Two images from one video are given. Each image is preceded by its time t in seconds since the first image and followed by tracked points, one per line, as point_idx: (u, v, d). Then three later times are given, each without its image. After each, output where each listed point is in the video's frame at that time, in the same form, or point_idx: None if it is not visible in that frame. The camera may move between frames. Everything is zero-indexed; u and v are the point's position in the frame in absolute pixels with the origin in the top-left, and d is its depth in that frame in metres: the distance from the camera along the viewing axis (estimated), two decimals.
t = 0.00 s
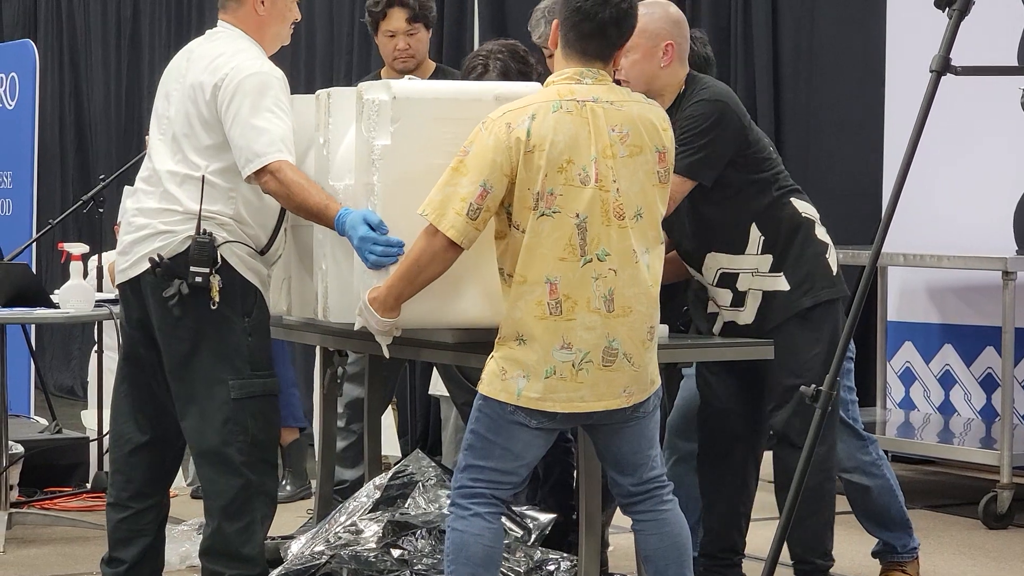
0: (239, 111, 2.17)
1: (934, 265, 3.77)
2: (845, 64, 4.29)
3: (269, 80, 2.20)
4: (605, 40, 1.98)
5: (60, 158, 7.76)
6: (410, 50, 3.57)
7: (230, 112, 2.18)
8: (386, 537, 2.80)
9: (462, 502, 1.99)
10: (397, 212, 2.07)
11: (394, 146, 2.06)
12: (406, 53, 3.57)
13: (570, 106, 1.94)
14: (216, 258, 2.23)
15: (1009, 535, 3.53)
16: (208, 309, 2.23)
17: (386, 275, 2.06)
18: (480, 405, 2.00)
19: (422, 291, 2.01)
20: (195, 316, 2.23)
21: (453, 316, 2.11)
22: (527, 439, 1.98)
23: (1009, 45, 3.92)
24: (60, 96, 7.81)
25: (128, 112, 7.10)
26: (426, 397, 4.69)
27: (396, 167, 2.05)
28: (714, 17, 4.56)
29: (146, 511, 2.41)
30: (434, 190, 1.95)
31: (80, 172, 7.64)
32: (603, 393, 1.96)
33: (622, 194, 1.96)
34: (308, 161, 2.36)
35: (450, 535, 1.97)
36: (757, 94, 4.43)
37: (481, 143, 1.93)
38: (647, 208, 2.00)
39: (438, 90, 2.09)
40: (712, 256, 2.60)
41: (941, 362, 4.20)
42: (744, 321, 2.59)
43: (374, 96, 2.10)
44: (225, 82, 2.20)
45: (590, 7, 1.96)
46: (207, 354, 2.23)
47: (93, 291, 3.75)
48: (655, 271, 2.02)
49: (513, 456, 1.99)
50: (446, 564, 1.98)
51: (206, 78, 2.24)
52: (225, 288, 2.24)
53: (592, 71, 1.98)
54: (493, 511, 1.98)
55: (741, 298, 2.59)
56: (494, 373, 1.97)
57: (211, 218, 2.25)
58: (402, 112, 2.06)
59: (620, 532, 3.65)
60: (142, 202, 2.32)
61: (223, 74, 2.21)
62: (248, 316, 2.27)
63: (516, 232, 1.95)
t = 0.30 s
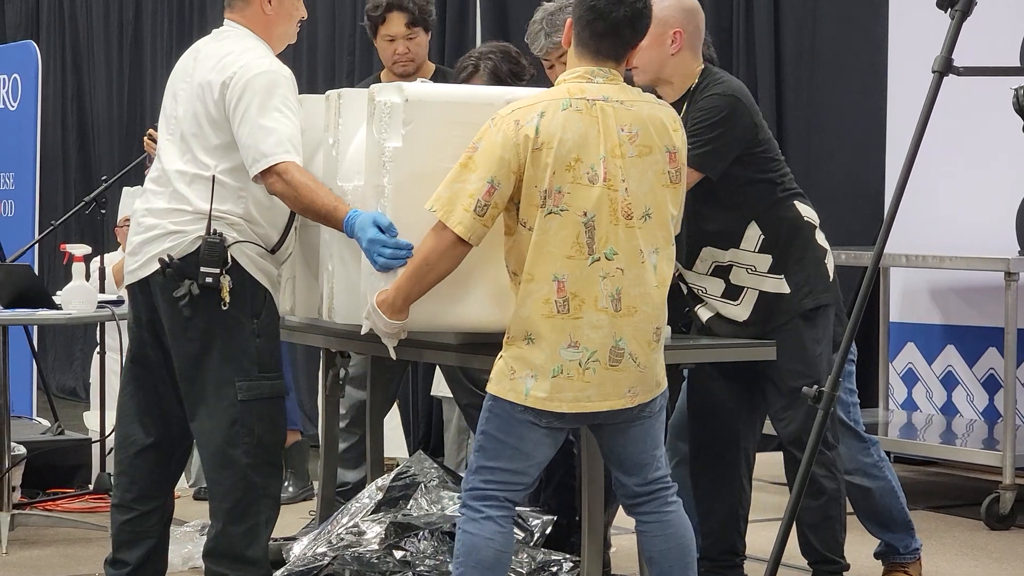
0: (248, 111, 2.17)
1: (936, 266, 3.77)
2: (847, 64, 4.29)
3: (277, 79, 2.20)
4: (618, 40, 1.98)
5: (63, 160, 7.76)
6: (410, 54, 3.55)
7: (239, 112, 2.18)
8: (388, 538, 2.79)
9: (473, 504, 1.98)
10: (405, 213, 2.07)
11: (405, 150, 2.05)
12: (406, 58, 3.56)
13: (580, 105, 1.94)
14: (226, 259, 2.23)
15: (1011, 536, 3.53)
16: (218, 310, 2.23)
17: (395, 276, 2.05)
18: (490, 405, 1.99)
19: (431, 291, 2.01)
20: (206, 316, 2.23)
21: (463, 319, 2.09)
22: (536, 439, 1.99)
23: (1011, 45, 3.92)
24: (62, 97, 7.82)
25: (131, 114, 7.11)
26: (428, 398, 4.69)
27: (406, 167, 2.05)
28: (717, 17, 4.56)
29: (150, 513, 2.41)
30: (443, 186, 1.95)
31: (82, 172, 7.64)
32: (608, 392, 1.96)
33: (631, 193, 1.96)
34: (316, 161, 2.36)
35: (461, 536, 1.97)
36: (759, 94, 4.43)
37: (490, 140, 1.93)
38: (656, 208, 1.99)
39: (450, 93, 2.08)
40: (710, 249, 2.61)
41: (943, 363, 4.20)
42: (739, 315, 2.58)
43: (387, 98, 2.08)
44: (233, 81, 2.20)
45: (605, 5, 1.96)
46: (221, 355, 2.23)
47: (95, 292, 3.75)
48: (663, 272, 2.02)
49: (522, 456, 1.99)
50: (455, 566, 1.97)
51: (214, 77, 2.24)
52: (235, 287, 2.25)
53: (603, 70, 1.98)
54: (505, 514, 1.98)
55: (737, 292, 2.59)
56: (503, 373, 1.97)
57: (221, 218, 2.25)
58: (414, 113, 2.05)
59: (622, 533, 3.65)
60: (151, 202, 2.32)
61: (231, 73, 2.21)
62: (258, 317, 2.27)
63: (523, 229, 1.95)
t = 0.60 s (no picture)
0: (250, 112, 2.17)
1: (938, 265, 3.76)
2: (849, 64, 4.29)
3: (278, 79, 2.20)
4: (627, 42, 1.98)
5: (65, 160, 7.77)
6: (388, 53, 3.49)
7: (241, 113, 2.18)
8: (390, 537, 2.80)
9: (472, 504, 1.98)
10: (411, 214, 2.06)
11: (409, 150, 2.04)
12: (383, 57, 3.49)
13: (587, 104, 1.94)
14: (231, 259, 2.23)
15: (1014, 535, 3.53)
16: (223, 311, 2.23)
17: (402, 279, 2.05)
18: (489, 405, 1.99)
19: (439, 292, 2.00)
20: (211, 318, 2.23)
21: (464, 320, 2.08)
22: (536, 438, 1.99)
23: (1013, 44, 3.91)
24: (64, 98, 7.83)
25: (132, 113, 7.11)
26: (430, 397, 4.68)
27: (410, 168, 2.04)
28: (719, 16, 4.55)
29: (153, 514, 2.41)
30: (450, 183, 1.95)
31: (83, 173, 7.64)
32: (606, 393, 1.95)
33: (635, 194, 1.95)
34: (318, 161, 2.36)
35: (460, 536, 1.96)
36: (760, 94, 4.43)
37: (498, 137, 1.93)
38: (661, 211, 1.98)
39: (455, 94, 2.07)
40: (717, 250, 2.60)
41: (945, 362, 4.19)
42: (746, 318, 2.59)
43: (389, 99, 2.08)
44: (234, 82, 2.19)
45: (615, 8, 1.96)
46: (226, 355, 2.23)
47: (96, 292, 3.76)
48: (668, 273, 2.01)
49: (522, 456, 1.99)
50: (455, 566, 1.97)
51: (215, 78, 2.23)
52: (240, 287, 2.25)
53: (611, 72, 1.98)
54: (503, 513, 1.98)
55: (743, 294, 2.58)
56: (503, 373, 1.97)
57: (226, 218, 2.25)
58: (417, 114, 2.04)
59: (624, 533, 3.64)
60: (154, 204, 2.31)
61: (232, 73, 2.21)
62: (262, 317, 2.27)
63: (526, 227, 1.95)
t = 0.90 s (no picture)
0: (254, 111, 2.16)
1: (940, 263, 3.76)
2: (852, 61, 4.28)
3: (282, 78, 2.20)
4: (633, 40, 1.98)
5: (66, 156, 7.76)
6: (387, 44, 3.33)
7: (245, 112, 2.18)
8: (392, 534, 2.80)
9: (472, 501, 1.98)
10: (414, 212, 2.06)
11: (412, 148, 2.04)
12: (383, 47, 3.34)
13: (592, 101, 1.93)
14: (236, 256, 2.23)
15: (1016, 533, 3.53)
16: (228, 309, 2.23)
17: (406, 276, 2.05)
18: (490, 402, 2.00)
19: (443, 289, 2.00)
20: (217, 316, 2.23)
21: (465, 317, 2.08)
22: (536, 435, 1.99)
23: (1015, 41, 3.91)
24: (66, 95, 7.83)
25: (134, 109, 7.11)
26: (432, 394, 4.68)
27: (413, 166, 2.04)
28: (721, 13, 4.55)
29: (154, 513, 2.41)
30: (454, 178, 1.95)
31: (85, 170, 7.64)
32: (607, 391, 1.95)
33: (639, 191, 1.95)
34: (321, 159, 2.35)
35: (461, 533, 1.97)
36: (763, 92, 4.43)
37: (502, 132, 1.93)
38: (664, 209, 1.98)
39: (458, 91, 2.07)
40: (729, 255, 2.59)
41: (947, 360, 4.19)
42: (756, 318, 2.59)
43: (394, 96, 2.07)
44: (238, 80, 2.19)
45: (623, 6, 1.96)
46: (230, 352, 2.23)
47: (99, 289, 3.76)
48: (669, 272, 2.01)
49: (523, 453, 1.99)
50: (456, 563, 1.97)
51: (219, 76, 2.23)
52: (245, 285, 2.24)
53: (616, 70, 1.98)
54: (504, 510, 1.98)
55: (754, 294, 2.59)
56: (503, 369, 1.97)
57: (229, 215, 2.25)
58: (421, 112, 2.04)
59: (626, 530, 3.64)
60: (157, 202, 2.31)
61: (236, 72, 2.21)
62: (266, 314, 2.27)
63: (528, 222, 1.95)
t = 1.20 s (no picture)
0: (259, 112, 2.16)
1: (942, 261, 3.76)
2: (854, 59, 4.28)
3: (288, 77, 2.19)
4: (634, 38, 1.98)
5: (68, 154, 7.76)
6: (413, 41, 3.29)
7: (251, 112, 2.17)
8: (393, 533, 2.80)
9: (472, 499, 1.98)
10: (415, 211, 2.06)
11: (413, 147, 2.04)
12: (409, 44, 3.30)
13: (594, 99, 1.93)
14: (242, 255, 2.22)
15: (1018, 531, 3.52)
16: (234, 307, 2.23)
17: (407, 275, 2.05)
18: (489, 400, 1.99)
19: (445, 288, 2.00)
20: (222, 315, 2.23)
21: (467, 316, 2.08)
22: (535, 433, 1.98)
23: (1017, 40, 3.91)
24: (67, 93, 7.82)
25: (136, 107, 7.10)
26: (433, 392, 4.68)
27: (414, 165, 2.04)
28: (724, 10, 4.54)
29: (156, 511, 2.41)
30: (455, 175, 1.95)
31: (87, 168, 7.64)
32: (609, 389, 1.95)
33: (641, 189, 1.95)
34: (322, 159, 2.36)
35: (460, 531, 1.96)
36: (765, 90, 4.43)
37: (503, 129, 1.93)
38: (662, 208, 1.99)
39: (460, 90, 2.07)
40: (733, 251, 2.56)
41: (949, 358, 4.19)
42: (755, 311, 2.59)
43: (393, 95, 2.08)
44: (244, 80, 2.19)
45: (623, 4, 1.96)
46: (236, 351, 2.23)
47: (100, 287, 3.76)
48: (665, 271, 2.03)
49: (522, 451, 1.99)
50: (455, 561, 1.97)
51: (225, 75, 2.22)
52: (251, 284, 2.24)
53: (617, 69, 1.98)
54: (503, 507, 1.98)
55: (753, 289, 2.58)
56: (504, 366, 1.97)
57: (235, 214, 2.25)
58: (422, 111, 2.05)
59: (627, 528, 3.64)
60: (164, 200, 2.30)
61: (242, 71, 2.20)
62: (273, 313, 2.26)
63: (529, 219, 1.95)
